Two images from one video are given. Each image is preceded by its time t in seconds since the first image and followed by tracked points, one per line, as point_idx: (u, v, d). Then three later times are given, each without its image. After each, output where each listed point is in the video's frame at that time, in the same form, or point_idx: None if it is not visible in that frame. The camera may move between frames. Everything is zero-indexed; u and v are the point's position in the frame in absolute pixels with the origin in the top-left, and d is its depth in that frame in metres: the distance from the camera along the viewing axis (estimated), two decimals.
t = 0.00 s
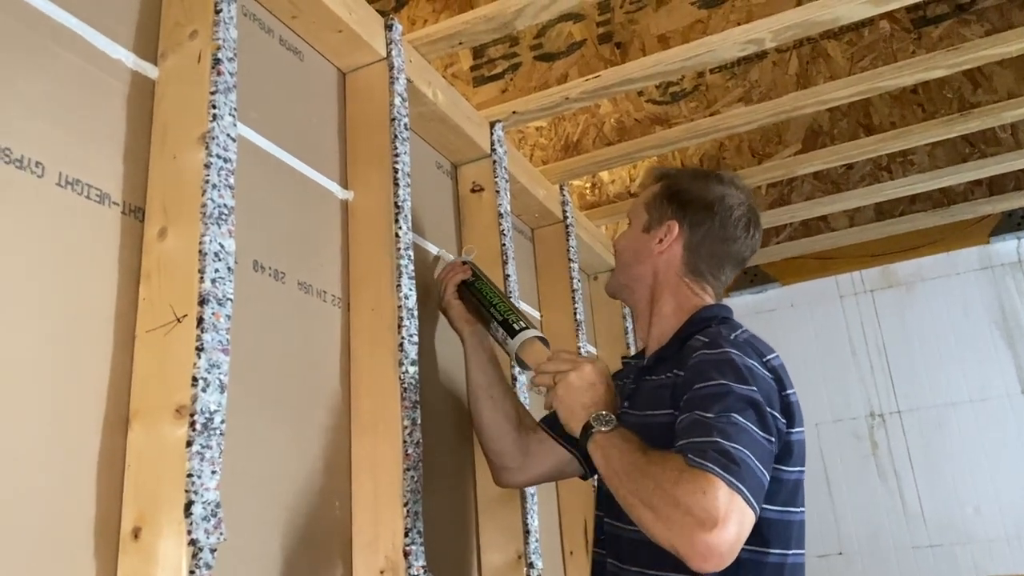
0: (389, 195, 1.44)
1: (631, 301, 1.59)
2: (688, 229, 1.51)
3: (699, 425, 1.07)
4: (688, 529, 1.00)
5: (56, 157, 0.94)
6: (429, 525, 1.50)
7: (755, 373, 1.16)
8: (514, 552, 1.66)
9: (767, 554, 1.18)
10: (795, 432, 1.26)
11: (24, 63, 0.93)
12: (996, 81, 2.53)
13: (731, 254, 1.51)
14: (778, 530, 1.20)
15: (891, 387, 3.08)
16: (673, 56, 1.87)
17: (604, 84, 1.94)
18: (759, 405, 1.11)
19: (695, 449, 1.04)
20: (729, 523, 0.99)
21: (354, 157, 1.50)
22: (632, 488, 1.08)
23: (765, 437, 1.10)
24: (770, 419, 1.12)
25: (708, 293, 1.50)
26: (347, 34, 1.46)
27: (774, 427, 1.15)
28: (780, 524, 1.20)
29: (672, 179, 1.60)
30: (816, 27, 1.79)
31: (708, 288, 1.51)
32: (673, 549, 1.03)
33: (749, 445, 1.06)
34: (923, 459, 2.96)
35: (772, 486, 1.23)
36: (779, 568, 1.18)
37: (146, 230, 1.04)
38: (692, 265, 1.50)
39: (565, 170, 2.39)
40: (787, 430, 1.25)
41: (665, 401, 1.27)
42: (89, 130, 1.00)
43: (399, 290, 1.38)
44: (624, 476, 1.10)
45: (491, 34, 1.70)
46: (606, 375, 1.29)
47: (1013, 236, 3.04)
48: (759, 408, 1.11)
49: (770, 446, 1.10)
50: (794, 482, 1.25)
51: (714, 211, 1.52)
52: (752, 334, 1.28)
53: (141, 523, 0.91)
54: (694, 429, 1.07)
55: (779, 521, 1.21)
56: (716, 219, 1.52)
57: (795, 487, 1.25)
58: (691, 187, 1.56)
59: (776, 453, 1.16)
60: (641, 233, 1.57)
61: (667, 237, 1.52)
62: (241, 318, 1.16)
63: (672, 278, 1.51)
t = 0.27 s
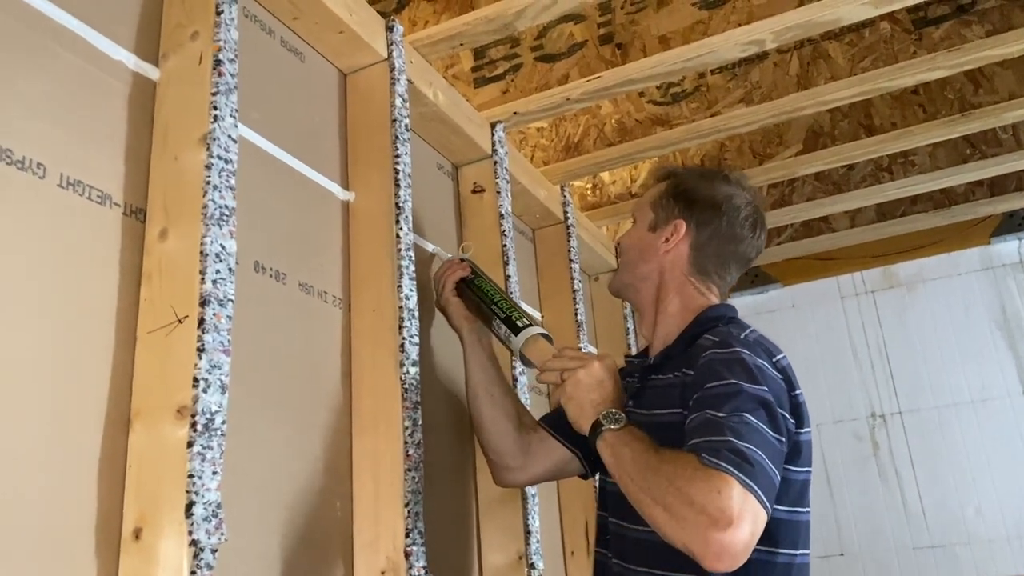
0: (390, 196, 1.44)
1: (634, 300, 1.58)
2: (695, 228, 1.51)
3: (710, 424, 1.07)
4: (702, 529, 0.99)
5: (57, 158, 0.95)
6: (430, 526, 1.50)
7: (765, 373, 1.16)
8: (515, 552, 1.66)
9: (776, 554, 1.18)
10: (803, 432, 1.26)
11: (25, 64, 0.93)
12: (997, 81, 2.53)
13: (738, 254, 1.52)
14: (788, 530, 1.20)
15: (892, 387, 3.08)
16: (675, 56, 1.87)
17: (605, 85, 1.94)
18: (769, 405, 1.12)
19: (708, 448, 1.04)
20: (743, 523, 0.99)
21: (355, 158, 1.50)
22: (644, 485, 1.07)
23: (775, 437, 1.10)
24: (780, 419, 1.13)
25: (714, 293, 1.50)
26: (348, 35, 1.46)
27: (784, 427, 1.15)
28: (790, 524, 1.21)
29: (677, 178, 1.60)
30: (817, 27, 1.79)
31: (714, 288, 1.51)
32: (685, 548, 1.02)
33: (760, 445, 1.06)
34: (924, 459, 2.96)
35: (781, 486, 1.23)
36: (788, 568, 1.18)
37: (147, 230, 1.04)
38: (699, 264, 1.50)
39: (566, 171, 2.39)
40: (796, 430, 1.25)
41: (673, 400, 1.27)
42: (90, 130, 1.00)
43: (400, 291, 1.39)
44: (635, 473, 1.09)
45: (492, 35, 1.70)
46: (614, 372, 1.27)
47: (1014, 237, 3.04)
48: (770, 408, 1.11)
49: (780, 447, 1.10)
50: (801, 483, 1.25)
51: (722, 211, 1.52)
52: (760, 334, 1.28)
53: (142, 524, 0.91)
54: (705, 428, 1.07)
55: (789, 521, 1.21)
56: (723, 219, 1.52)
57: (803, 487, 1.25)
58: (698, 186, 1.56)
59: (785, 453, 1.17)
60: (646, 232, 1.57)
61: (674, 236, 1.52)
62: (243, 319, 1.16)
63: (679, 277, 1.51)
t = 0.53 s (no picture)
0: (390, 197, 1.44)
1: (637, 300, 1.58)
2: (699, 228, 1.51)
3: (715, 423, 1.07)
4: (706, 528, 0.99)
5: (58, 158, 0.95)
6: (431, 526, 1.51)
7: (770, 372, 1.17)
8: (516, 553, 1.66)
9: (780, 554, 1.18)
10: (808, 431, 1.26)
11: (26, 65, 0.93)
12: (997, 82, 2.53)
13: (741, 254, 1.52)
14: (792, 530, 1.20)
15: (892, 388, 3.08)
16: (675, 57, 1.87)
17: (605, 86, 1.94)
18: (774, 404, 1.12)
19: (713, 447, 1.04)
20: (748, 522, 0.99)
21: (355, 158, 1.50)
22: (648, 485, 1.07)
23: (780, 436, 1.10)
24: (785, 419, 1.13)
25: (717, 292, 1.50)
26: (348, 36, 1.46)
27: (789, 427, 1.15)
28: (794, 523, 1.20)
29: (680, 177, 1.59)
30: (817, 28, 1.79)
31: (717, 287, 1.51)
32: (691, 548, 1.02)
33: (765, 444, 1.06)
34: (924, 460, 2.96)
35: (786, 486, 1.22)
36: (792, 568, 1.18)
37: (148, 231, 1.04)
38: (703, 264, 1.50)
39: (567, 171, 2.39)
40: (800, 429, 1.25)
41: (676, 400, 1.27)
42: (91, 131, 1.00)
43: (400, 291, 1.39)
44: (640, 473, 1.09)
45: (492, 35, 1.70)
46: (618, 372, 1.27)
47: (1015, 237, 3.04)
48: (775, 408, 1.12)
49: (785, 446, 1.10)
50: (805, 482, 1.25)
51: (726, 211, 1.52)
52: (764, 333, 1.28)
53: (143, 524, 0.91)
54: (710, 427, 1.07)
55: (793, 521, 1.20)
56: (726, 219, 1.52)
57: (807, 487, 1.25)
58: (702, 185, 1.55)
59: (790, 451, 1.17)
60: (650, 231, 1.57)
61: (677, 235, 1.52)
62: (243, 320, 1.16)
63: (682, 277, 1.51)
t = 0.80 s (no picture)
0: (390, 197, 1.44)
1: (638, 298, 1.58)
2: (701, 226, 1.51)
3: (721, 423, 1.07)
4: (716, 529, 1.00)
5: (57, 158, 0.95)
6: (430, 526, 1.51)
7: (775, 372, 1.17)
8: (515, 553, 1.67)
9: (786, 553, 1.18)
10: (811, 431, 1.26)
11: (26, 64, 0.93)
12: (997, 82, 2.53)
13: (742, 253, 1.52)
14: (797, 530, 1.20)
15: (892, 388, 3.08)
16: (675, 57, 1.87)
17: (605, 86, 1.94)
18: (779, 404, 1.12)
19: (721, 447, 1.04)
20: (757, 523, 1.00)
21: (355, 158, 1.50)
22: (655, 485, 1.07)
23: (786, 435, 1.10)
24: (790, 418, 1.13)
25: (718, 291, 1.50)
26: (348, 36, 1.46)
27: (794, 427, 1.15)
28: (799, 523, 1.20)
29: (682, 176, 1.59)
30: (816, 28, 1.79)
31: (718, 286, 1.51)
32: (699, 549, 1.02)
33: (772, 444, 1.06)
34: (924, 460, 2.96)
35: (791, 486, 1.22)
36: (797, 568, 1.18)
37: (147, 231, 1.04)
38: (704, 263, 1.50)
39: (567, 171, 2.39)
40: (804, 429, 1.25)
41: (679, 399, 1.27)
42: (91, 131, 1.00)
43: (399, 291, 1.39)
44: (646, 472, 1.08)
45: (492, 35, 1.70)
46: (620, 371, 1.27)
47: (1015, 237, 3.04)
48: (780, 407, 1.12)
49: (790, 445, 1.10)
50: (809, 482, 1.25)
51: (728, 210, 1.53)
52: (767, 332, 1.28)
53: (142, 524, 0.91)
54: (716, 427, 1.07)
55: (797, 520, 1.20)
56: (728, 218, 1.52)
57: (811, 486, 1.25)
58: (703, 184, 1.55)
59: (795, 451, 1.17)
60: (651, 229, 1.56)
61: (679, 234, 1.52)
62: (243, 319, 1.16)
63: (683, 276, 1.50)
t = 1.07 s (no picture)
0: (389, 197, 1.44)
1: (637, 297, 1.57)
2: (702, 226, 1.51)
3: (728, 424, 1.07)
4: (724, 531, 1.00)
5: (56, 159, 0.95)
6: (428, 526, 1.51)
7: (779, 372, 1.17)
8: (514, 553, 1.67)
9: (789, 553, 1.18)
10: (813, 431, 1.26)
11: (25, 64, 0.93)
12: (996, 82, 2.53)
13: (743, 253, 1.53)
14: (801, 530, 1.20)
15: (891, 388, 3.08)
16: (674, 57, 1.87)
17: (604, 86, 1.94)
18: (784, 405, 1.12)
19: (729, 448, 1.04)
20: (765, 525, 1.00)
21: (354, 158, 1.50)
22: (661, 486, 1.06)
23: (791, 437, 1.11)
24: (794, 419, 1.13)
25: (719, 291, 1.50)
26: (347, 36, 1.46)
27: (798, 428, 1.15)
28: (802, 523, 1.20)
29: (682, 175, 1.59)
30: (815, 29, 1.79)
31: (719, 286, 1.51)
32: (706, 550, 1.02)
33: (778, 446, 1.06)
34: (923, 460, 2.96)
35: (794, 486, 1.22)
36: (799, 568, 1.18)
37: (146, 231, 1.04)
38: (705, 263, 1.50)
39: (566, 172, 2.39)
40: (807, 429, 1.25)
41: (683, 400, 1.27)
42: (90, 131, 1.00)
43: (398, 291, 1.39)
44: (651, 474, 1.08)
45: (491, 36, 1.70)
46: (622, 369, 1.27)
47: (1014, 238, 3.04)
48: (785, 408, 1.12)
49: (795, 446, 1.11)
50: (812, 482, 1.24)
51: (729, 209, 1.53)
52: (770, 333, 1.28)
53: (140, 524, 0.91)
54: (723, 428, 1.07)
55: (800, 521, 1.20)
56: (729, 218, 1.53)
57: (813, 486, 1.25)
58: (704, 183, 1.56)
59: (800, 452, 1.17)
60: (651, 228, 1.56)
61: (680, 234, 1.52)
62: (241, 319, 1.16)
63: (683, 275, 1.50)
